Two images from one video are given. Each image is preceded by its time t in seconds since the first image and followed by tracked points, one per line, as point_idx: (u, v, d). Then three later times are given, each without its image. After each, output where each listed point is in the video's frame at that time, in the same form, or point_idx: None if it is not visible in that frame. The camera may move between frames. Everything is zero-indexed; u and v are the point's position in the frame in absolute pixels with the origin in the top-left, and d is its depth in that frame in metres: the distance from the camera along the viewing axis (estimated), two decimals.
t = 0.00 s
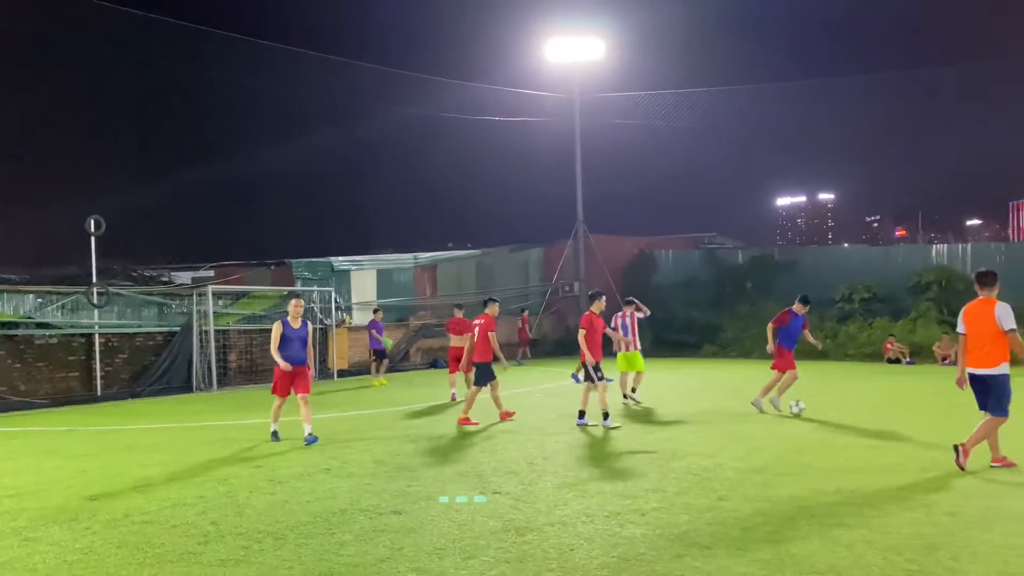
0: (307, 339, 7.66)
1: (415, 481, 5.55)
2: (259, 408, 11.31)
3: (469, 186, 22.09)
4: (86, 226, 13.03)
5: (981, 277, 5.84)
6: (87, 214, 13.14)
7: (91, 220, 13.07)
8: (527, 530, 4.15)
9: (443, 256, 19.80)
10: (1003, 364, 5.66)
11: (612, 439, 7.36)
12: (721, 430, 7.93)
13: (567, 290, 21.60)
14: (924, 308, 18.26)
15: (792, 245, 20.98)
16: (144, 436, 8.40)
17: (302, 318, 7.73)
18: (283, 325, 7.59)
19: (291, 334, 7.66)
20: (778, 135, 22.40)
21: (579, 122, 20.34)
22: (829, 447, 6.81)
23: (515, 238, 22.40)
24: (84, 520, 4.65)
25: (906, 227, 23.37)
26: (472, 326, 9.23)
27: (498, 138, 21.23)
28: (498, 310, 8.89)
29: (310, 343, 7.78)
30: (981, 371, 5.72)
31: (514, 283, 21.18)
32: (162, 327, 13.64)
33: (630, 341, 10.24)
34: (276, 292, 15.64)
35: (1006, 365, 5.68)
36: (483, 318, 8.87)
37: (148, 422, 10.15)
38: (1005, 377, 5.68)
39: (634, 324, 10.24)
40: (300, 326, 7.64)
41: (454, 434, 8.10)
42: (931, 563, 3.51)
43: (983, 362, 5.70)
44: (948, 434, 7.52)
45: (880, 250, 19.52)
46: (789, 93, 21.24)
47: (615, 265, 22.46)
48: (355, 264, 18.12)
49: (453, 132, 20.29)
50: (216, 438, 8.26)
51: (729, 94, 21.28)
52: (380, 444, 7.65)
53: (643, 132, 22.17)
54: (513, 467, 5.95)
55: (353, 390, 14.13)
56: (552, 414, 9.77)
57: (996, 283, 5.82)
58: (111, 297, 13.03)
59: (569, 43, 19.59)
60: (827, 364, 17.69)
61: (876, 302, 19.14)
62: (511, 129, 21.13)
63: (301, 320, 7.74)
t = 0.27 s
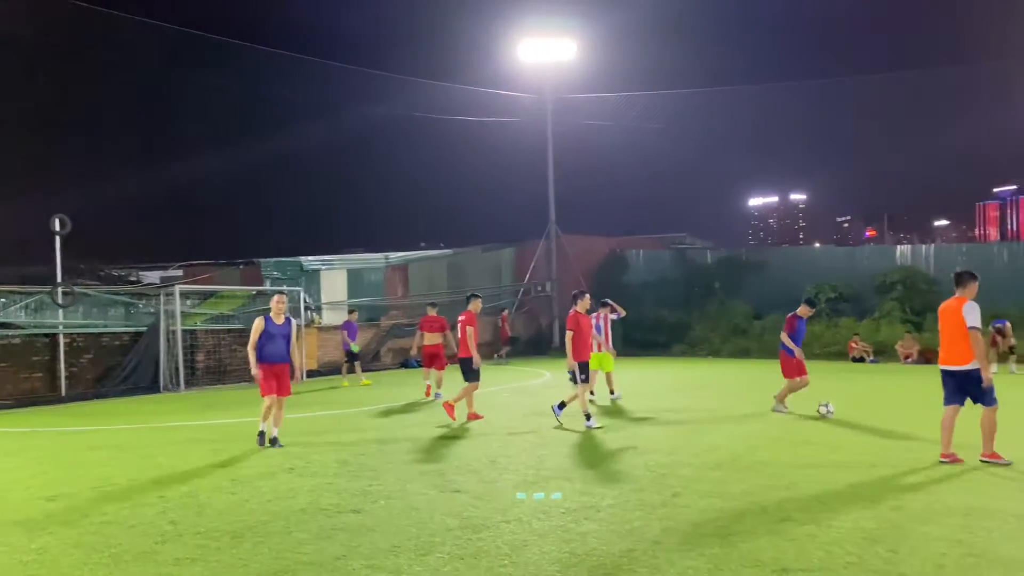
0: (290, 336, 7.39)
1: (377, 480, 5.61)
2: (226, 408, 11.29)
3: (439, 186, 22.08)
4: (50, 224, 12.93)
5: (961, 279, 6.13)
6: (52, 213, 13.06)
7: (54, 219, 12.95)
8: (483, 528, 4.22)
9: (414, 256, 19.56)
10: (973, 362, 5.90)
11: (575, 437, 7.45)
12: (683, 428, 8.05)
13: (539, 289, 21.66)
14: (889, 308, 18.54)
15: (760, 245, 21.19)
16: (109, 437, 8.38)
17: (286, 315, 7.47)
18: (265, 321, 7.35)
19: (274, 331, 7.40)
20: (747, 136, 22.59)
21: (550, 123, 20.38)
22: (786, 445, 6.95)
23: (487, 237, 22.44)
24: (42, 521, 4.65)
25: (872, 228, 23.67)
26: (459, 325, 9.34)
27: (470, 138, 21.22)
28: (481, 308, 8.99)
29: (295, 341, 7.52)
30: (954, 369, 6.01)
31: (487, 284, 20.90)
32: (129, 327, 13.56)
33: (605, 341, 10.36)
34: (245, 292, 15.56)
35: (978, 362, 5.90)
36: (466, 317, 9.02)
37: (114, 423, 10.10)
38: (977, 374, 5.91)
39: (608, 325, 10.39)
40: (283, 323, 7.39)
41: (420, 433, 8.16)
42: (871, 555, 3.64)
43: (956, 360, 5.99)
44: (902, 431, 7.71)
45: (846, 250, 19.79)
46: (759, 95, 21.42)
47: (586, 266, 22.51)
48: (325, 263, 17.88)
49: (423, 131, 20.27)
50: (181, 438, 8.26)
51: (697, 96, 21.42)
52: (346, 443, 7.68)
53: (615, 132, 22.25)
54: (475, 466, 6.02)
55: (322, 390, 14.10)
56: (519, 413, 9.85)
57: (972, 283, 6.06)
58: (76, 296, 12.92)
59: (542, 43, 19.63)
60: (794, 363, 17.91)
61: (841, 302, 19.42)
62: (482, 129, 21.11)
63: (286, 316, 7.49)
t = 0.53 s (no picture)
0: (265, 337, 7.23)
1: (333, 477, 5.59)
2: (189, 407, 11.19)
3: (407, 184, 21.99)
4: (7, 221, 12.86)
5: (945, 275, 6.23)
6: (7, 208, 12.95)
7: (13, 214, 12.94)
8: (434, 523, 4.22)
9: (382, 253, 19.35)
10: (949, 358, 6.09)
11: (536, 434, 7.47)
12: (643, 425, 8.12)
13: (509, 288, 21.63)
14: (853, 307, 18.78)
15: (728, 244, 21.33)
16: (66, 435, 8.27)
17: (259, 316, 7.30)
18: (238, 324, 7.15)
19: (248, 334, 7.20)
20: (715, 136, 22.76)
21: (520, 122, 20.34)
22: (743, 441, 7.03)
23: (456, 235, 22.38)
24: None
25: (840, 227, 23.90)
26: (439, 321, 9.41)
27: (439, 136, 21.12)
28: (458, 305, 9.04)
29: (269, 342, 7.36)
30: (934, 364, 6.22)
31: (456, 281, 20.73)
32: (90, 326, 13.30)
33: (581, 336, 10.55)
34: (209, 290, 15.44)
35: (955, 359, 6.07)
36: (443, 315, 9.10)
37: (72, 422, 9.97)
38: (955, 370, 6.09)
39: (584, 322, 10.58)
40: (257, 324, 7.21)
41: (382, 431, 8.14)
42: (813, 546, 3.70)
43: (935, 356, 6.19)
44: (856, 427, 7.83)
45: (812, 250, 20.02)
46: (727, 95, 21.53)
47: (556, 264, 22.35)
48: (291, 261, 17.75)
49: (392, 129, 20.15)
50: (140, 437, 8.18)
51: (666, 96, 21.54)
52: (307, 440, 7.65)
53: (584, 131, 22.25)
54: (434, 463, 6.02)
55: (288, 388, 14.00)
56: (484, 410, 9.86)
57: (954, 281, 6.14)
58: (35, 294, 12.72)
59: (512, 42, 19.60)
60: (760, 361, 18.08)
61: (807, 301, 19.64)
62: (452, 128, 21.02)
63: (258, 318, 7.32)
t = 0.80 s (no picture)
0: (240, 333, 7.19)
1: (290, 475, 5.60)
2: (152, 406, 11.11)
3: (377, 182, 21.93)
4: None
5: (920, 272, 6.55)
6: None
7: None
8: (384, 520, 4.26)
9: (352, 252, 19.22)
10: (922, 352, 6.33)
11: (497, 432, 7.52)
12: (603, 422, 8.20)
13: (480, 287, 21.63)
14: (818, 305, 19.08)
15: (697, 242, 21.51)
16: (25, 435, 8.20)
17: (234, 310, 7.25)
18: (214, 317, 7.09)
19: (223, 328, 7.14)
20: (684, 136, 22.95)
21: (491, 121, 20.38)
22: (701, 437, 7.14)
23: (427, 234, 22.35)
24: None
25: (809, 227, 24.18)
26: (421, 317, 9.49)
27: (410, 134, 21.07)
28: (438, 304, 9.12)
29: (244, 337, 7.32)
30: (908, 359, 6.45)
31: (427, 279, 20.68)
32: (52, 323, 13.27)
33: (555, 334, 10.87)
34: (175, 288, 15.26)
35: (928, 354, 6.31)
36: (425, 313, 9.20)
37: (32, 421, 9.87)
38: (925, 365, 6.32)
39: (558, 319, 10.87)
40: (232, 319, 7.16)
41: (345, 429, 8.15)
42: (753, 538, 3.79)
43: (908, 350, 6.43)
44: (813, 423, 7.97)
45: (778, 248, 20.25)
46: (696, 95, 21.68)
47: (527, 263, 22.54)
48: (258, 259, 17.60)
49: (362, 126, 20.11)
50: (99, 436, 8.13)
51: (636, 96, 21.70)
52: (268, 438, 7.64)
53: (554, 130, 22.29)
54: (392, 460, 6.05)
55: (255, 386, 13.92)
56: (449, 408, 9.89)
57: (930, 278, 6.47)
58: None
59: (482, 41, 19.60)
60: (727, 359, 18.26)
61: (773, 299, 19.90)
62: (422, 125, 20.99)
63: (234, 313, 7.26)
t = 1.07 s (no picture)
0: (228, 332, 6.88)
1: (252, 470, 5.66)
2: (122, 403, 11.09)
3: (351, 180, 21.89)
4: None
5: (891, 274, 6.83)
6: None
7: None
8: (341, 512, 4.32)
9: (324, 249, 19.12)
10: (899, 347, 6.50)
11: (463, 428, 7.60)
12: (569, 417, 8.31)
13: (455, 285, 21.64)
14: (789, 303, 19.41)
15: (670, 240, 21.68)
16: None
17: (224, 309, 6.96)
18: (202, 315, 6.79)
19: (210, 328, 6.81)
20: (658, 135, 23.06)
21: (466, 118, 20.38)
22: (663, 431, 7.26)
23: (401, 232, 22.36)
24: None
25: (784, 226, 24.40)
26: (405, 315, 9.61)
27: (384, 132, 21.02)
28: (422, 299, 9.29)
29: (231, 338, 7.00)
30: (884, 354, 6.61)
31: (402, 277, 20.63)
32: (19, 321, 13.24)
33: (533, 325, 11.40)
34: (146, 286, 14.98)
35: (904, 349, 6.48)
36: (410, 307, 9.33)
37: None
38: (901, 360, 6.48)
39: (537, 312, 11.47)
40: (221, 318, 6.87)
41: (313, 425, 8.20)
42: (700, 528, 3.89)
43: (886, 346, 6.59)
44: (776, 419, 8.12)
45: (748, 246, 20.54)
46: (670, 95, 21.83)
47: (502, 261, 22.54)
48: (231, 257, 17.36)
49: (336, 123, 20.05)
50: (66, 433, 8.14)
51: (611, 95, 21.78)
52: (235, 434, 7.68)
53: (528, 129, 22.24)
54: (357, 456, 6.11)
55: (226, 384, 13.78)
56: (420, 404, 9.96)
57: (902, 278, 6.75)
58: None
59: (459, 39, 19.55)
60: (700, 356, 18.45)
61: (745, 296, 20.14)
62: (398, 123, 20.95)
63: (223, 311, 6.96)
